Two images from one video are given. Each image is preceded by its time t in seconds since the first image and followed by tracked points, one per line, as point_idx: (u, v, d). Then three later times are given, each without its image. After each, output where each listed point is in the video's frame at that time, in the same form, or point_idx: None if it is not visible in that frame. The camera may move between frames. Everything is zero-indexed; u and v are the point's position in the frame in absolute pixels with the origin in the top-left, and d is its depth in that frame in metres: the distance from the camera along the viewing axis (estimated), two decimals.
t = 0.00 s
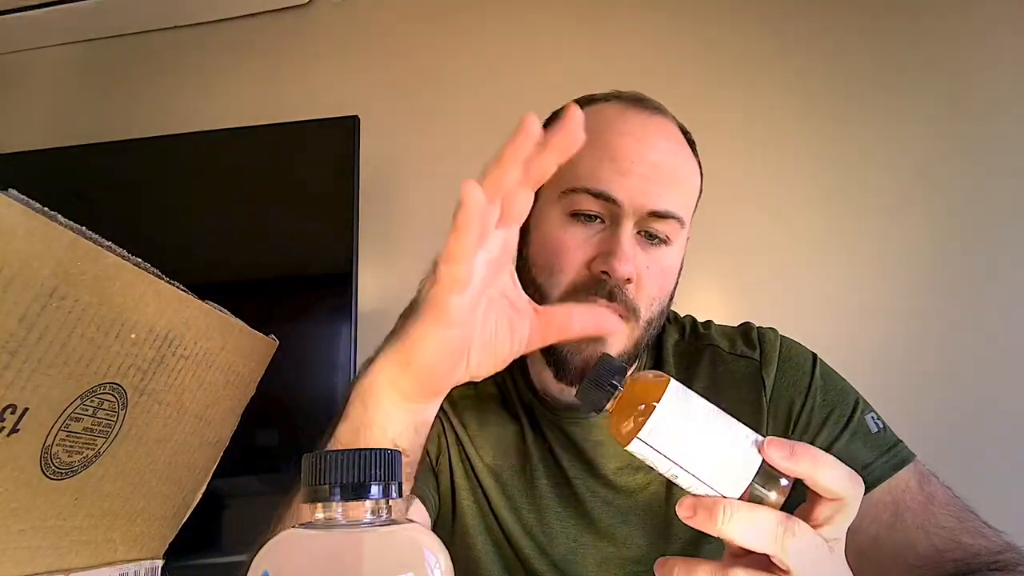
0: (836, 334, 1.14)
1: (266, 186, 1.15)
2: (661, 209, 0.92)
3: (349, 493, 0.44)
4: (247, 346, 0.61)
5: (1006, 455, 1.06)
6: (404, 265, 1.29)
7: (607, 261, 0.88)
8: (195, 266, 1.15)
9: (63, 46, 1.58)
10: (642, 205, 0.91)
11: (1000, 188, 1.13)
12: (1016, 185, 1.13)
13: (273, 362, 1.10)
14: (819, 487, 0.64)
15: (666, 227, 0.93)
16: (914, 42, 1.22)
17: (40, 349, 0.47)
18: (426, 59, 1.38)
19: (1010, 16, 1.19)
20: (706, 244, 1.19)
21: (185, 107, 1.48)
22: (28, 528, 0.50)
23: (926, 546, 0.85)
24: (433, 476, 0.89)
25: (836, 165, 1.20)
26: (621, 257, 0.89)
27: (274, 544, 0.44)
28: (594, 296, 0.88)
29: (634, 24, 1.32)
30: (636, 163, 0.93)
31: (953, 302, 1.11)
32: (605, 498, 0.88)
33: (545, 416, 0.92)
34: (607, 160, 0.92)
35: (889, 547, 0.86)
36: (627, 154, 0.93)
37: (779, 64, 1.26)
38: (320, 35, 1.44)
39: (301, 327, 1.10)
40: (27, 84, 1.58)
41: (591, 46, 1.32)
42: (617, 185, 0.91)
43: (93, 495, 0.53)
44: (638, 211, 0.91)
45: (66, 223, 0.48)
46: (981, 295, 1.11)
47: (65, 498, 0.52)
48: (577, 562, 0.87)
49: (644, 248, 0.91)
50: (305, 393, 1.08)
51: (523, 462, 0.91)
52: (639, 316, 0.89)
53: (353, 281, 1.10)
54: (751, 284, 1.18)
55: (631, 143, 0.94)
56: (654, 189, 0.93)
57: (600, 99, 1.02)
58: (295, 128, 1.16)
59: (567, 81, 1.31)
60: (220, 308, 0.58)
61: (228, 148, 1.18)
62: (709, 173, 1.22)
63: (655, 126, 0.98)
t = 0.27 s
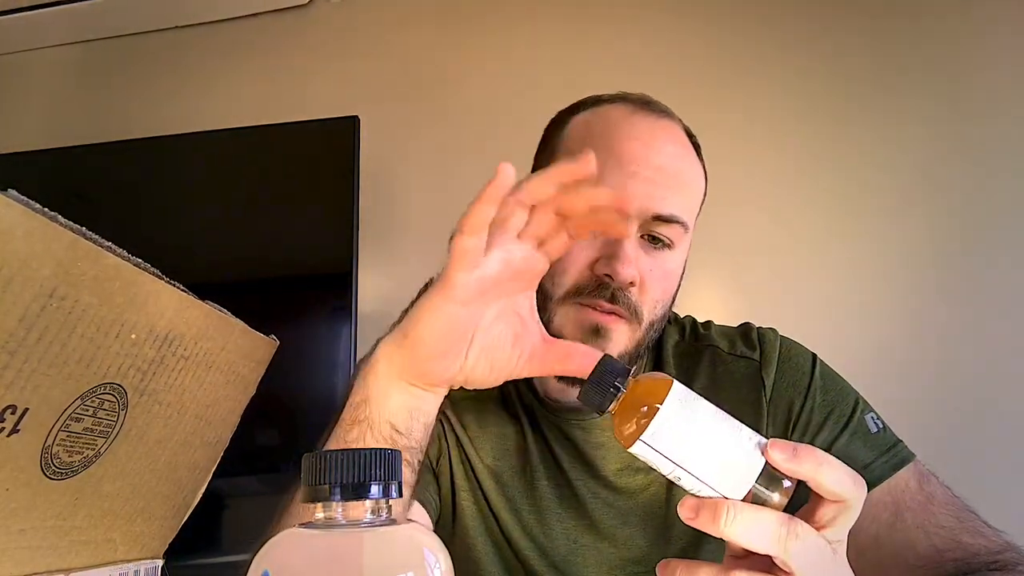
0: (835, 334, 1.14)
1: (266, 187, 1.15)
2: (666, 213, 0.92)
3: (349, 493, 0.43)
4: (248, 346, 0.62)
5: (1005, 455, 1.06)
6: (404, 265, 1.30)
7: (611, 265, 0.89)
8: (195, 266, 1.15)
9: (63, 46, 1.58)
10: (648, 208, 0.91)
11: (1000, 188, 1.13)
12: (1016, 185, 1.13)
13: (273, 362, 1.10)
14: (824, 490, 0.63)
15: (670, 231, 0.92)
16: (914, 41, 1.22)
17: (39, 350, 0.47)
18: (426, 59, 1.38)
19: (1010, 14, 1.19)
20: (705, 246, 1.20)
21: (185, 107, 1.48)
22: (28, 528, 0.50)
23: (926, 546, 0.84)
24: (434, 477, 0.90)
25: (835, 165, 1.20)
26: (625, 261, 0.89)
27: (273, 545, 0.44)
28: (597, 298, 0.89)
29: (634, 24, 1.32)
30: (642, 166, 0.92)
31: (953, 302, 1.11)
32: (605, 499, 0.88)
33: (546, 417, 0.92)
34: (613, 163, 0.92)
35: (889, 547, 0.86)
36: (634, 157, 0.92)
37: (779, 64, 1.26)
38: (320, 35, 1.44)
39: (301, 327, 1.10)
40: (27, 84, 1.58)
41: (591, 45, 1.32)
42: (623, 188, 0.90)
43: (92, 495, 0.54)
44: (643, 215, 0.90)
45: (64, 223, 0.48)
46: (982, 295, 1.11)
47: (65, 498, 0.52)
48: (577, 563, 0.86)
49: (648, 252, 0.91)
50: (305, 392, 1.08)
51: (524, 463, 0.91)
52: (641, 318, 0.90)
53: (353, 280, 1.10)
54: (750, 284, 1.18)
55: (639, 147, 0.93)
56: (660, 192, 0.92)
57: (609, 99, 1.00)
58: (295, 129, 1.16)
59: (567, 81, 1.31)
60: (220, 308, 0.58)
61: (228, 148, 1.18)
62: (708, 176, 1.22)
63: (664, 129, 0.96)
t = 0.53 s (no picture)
0: (835, 335, 1.14)
1: (266, 187, 1.15)
2: (665, 212, 0.93)
3: (349, 493, 0.44)
4: (248, 347, 0.62)
5: (1005, 456, 1.06)
6: (404, 266, 1.30)
7: (612, 265, 0.88)
8: (195, 266, 1.15)
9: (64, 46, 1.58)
10: (647, 209, 0.91)
11: (1000, 189, 1.14)
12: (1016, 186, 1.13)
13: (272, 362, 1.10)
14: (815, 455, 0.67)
15: (668, 231, 0.93)
16: (914, 42, 1.22)
17: (39, 350, 0.46)
18: (426, 60, 1.38)
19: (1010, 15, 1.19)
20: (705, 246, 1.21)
21: (185, 107, 1.48)
22: (28, 529, 0.50)
23: (926, 547, 0.85)
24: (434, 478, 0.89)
25: (835, 166, 1.20)
26: (625, 261, 0.88)
27: (272, 545, 0.44)
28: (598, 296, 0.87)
29: (634, 25, 1.32)
30: (641, 167, 0.92)
31: (953, 303, 1.11)
32: (605, 498, 0.89)
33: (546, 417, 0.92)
34: (612, 165, 0.92)
35: (889, 548, 0.86)
36: (632, 157, 0.92)
37: (779, 65, 1.26)
38: (320, 35, 1.45)
39: (300, 328, 1.10)
40: (28, 84, 1.58)
41: (591, 46, 1.33)
42: (623, 189, 0.91)
43: (92, 495, 0.54)
44: (642, 215, 0.91)
45: (65, 223, 0.48)
46: (982, 296, 1.11)
47: (65, 499, 0.52)
48: (577, 563, 0.87)
49: (648, 252, 0.91)
50: (305, 393, 1.08)
51: (524, 463, 0.91)
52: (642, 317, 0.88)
53: (353, 281, 1.10)
54: (751, 284, 1.18)
55: (637, 147, 0.93)
56: (659, 192, 0.93)
57: (606, 98, 1.02)
58: (295, 129, 1.16)
59: (567, 81, 1.32)
60: (220, 309, 0.59)
61: (228, 149, 1.18)
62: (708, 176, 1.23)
63: (661, 129, 0.98)
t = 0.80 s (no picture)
0: (835, 335, 1.14)
1: (266, 187, 1.15)
2: (666, 212, 0.92)
3: (349, 493, 0.43)
4: (248, 346, 0.62)
5: (1006, 456, 1.05)
6: (404, 266, 1.29)
7: (614, 266, 0.89)
8: (195, 267, 1.15)
9: (64, 46, 1.58)
10: (648, 209, 0.90)
11: (1001, 189, 1.13)
12: (1016, 186, 1.13)
13: (272, 362, 1.10)
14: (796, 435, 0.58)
15: (669, 230, 0.93)
16: (914, 42, 1.22)
17: (39, 350, 0.46)
18: (426, 60, 1.38)
19: (1010, 15, 1.19)
20: (705, 246, 1.20)
21: (185, 108, 1.48)
22: (27, 529, 0.50)
23: (925, 547, 0.84)
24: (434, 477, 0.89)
25: (835, 166, 1.20)
26: (628, 261, 0.89)
27: (271, 545, 0.44)
28: (601, 298, 0.90)
29: (634, 25, 1.32)
30: (640, 167, 0.91)
31: (954, 303, 1.11)
32: (604, 498, 0.89)
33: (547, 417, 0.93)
34: (611, 166, 0.92)
35: (889, 548, 0.85)
36: (632, 157, 0.92)
37: (779, 65, 1.26)
38: (320, 35, 1.45)
39: (300, 328, 1.10)
40: (28, 84, 1.58)
41: (591, 46, 1.32)
42: (623, 188, 0.91)
43: (91, 495, 0.54)
44: (643, 215, 0.91)
45: (64, 222, 0.48)
46: (983, 296, 1.10)
47: (65, 498, 0.52)
48: (578, 563, 0.86)
49: (650, 252, 0.91)
50: (304, 393, 1.08)
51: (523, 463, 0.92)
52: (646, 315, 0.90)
53: (352, 281, 1.10)
54: (751, 285, 1.18)
55: (637, 146, 0.92)
56: (659, 193, 0.92)
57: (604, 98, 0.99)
58: (295, 129, 1.16)
59: (567, 81, 1.31)
60: (220, 309, 0.59)
61: (227, 149, 1.18)
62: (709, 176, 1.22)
63: (660, 129, 0.95)
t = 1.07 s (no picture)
0: (835, 335, 1.14)
1: (267, 187, 1.15)
2: (663, 212, 0.92)
3: (349, 493, 0.43)
4: (249, 346, 0.62)
5: (1007, 456, 1.05)
6: (404, 266, 1.29)
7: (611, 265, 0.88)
8: (195, 267, 1.15)
9: (64, 46, 1.59)
10: (644, 208, 0.90)
11: (1001, 189, 1.13)
12: (1016, 186, 1.13)
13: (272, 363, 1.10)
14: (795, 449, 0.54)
15: (667, 230, 0.93)
16: (914, 42, 1.22)
17: (39, 350, 0.47)
18: (426, 60, 1.38)
19: (1010, 14, 1.19)
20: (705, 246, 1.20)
21: (186, 108, 1.48)
22: (27, 529, 0.50)
23: (927, 548, 0.84)
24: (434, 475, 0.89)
25: (836, 166, 1.20)
26: (624, 260, 0.88)
27: (272, 545, 0.44)
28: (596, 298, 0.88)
29: (634, 25, 1.32)
30: (638, 167, 0.92)
31: (954, 303, 1.11)
32: (605, 499, 0.89)
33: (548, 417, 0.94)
34: (608, 165, 0.92)
35: (890, 548, 0.85)
36: (630, 157, 0.92)
37: (779, 65, 1.26)
38: (320, 35, 1.45)
39: (300, 328, 1.10)
40: (28, 84, 1.58)
41: (591, 46, 1.32)
42: (621, 188, 0.91)
43: (92, 496, 0.54)
44: (640, 215, 0.90)
45: (65, 223, 0.48)
46: (984, 296, 1.10)
47: (65, 498, 0.52)
48: (578, 563, 0.86)
49: (647, 251, 0.91)
50: (304, 393, 1.08)
51: (524, 463, 0.92)
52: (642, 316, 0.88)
53: (352, 281, 1.10)
54: (751, 285, 1.18)
55: (635, 146, 0.93)
56: (656, 193, 0.91)
57: (603, 98, 1.00)
58: (295, 129, 1.16)
59: (567, 81, 1.31)
60: (221, 309, 0.59)
61: (228, 149, 1.18)
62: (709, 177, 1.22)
63: (659, 129, 0.95)
